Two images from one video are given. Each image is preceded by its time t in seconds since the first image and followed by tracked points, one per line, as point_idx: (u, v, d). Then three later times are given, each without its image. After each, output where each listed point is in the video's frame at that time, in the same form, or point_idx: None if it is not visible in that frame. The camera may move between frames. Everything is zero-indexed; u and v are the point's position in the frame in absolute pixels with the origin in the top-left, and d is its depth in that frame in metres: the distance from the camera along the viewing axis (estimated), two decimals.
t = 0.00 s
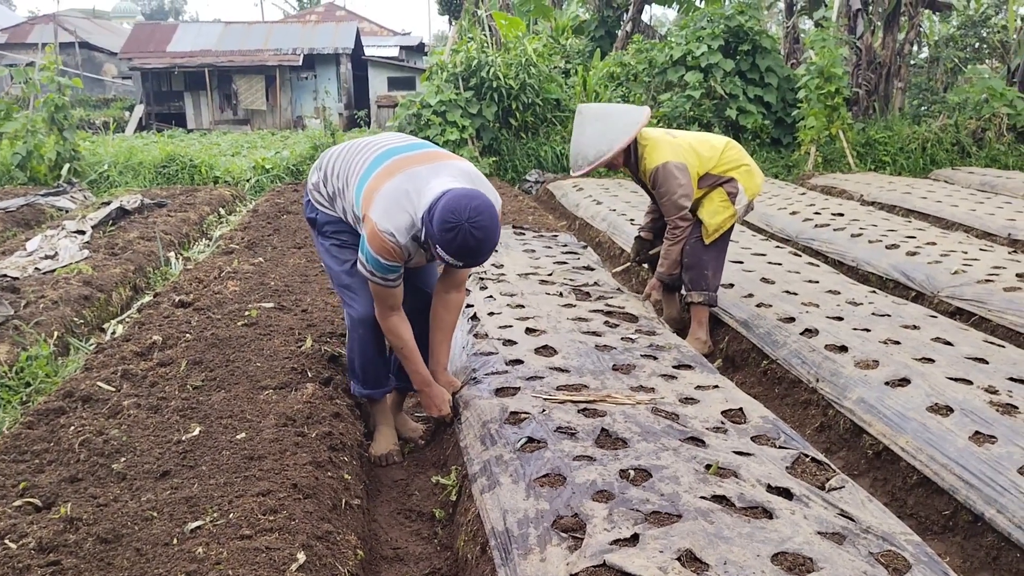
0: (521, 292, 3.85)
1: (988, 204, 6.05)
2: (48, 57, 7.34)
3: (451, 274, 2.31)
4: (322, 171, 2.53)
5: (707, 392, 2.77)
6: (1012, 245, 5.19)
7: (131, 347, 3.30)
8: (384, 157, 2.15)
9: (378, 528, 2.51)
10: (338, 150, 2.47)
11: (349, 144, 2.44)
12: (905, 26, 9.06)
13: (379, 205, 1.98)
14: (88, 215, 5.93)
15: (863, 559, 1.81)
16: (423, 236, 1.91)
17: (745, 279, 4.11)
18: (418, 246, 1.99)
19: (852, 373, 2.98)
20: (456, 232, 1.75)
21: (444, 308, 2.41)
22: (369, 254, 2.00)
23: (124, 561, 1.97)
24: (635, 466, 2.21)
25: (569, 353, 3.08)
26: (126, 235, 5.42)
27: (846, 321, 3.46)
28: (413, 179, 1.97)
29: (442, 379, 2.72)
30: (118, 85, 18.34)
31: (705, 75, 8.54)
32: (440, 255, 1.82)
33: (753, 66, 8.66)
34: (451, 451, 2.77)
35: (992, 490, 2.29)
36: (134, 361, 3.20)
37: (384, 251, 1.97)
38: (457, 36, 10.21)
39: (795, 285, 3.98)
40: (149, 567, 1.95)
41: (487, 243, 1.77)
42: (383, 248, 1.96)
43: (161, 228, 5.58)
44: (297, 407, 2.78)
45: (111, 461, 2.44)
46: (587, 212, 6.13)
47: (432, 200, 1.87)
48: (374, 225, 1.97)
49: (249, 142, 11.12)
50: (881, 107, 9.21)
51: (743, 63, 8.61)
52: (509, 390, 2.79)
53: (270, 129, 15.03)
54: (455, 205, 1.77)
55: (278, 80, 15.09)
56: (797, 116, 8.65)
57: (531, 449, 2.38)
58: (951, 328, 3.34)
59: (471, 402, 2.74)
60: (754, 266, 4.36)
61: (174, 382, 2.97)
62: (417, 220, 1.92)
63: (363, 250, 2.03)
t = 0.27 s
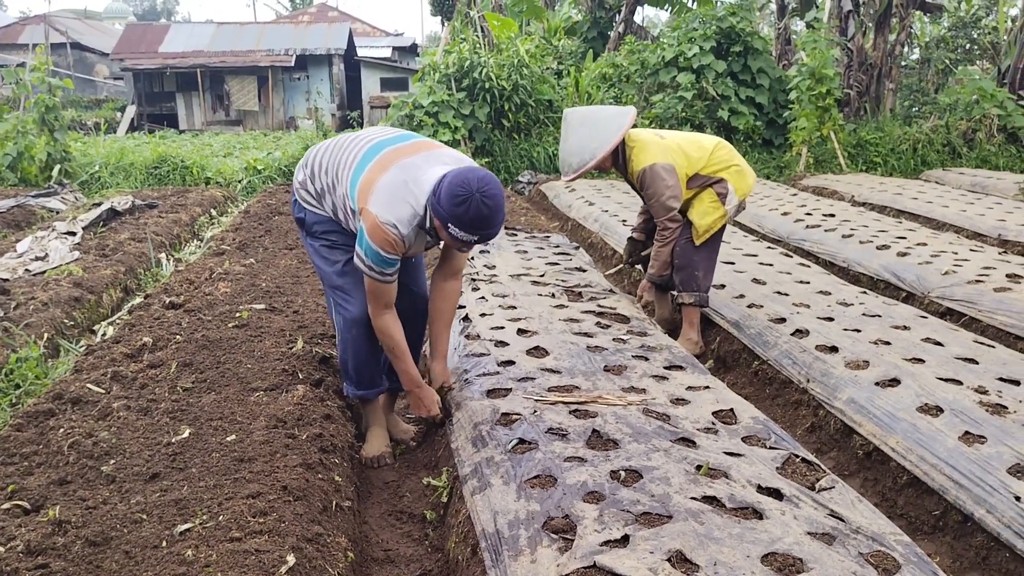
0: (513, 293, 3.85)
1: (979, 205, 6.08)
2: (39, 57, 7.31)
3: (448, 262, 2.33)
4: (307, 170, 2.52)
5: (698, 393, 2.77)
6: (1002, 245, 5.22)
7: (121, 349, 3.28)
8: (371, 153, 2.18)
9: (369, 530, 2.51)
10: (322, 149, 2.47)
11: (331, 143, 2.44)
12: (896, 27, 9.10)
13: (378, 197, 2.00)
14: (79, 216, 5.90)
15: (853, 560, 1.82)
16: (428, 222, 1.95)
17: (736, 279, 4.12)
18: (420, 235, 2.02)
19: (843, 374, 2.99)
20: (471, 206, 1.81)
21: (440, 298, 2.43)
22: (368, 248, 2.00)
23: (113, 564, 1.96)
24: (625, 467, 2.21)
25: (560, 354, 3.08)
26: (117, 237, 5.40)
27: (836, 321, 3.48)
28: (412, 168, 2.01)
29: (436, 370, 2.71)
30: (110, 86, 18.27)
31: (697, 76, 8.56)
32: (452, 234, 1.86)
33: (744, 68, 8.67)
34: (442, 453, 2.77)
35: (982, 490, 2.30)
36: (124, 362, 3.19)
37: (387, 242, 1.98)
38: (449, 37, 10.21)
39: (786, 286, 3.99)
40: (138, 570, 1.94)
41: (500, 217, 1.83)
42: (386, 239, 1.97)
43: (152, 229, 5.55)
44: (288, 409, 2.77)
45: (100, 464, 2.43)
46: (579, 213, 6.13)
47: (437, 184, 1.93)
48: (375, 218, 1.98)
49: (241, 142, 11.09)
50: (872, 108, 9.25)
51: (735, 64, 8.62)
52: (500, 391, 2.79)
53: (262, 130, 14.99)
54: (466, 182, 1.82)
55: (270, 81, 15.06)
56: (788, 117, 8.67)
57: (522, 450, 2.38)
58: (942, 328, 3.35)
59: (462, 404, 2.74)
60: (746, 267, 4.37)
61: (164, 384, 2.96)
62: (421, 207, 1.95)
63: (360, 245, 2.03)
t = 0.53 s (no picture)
0: (506, 294, 3.85)
1: (970, 206, 6.11)
2: (31, 58, 7.28)
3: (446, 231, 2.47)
4: (296, 159, 2.49)
5: (691, 393, 2.78)
6: (994, 246, 5.25)
7: (114, 351, 3.27)
8: (366, 138, 2.29)
9: (362, 531, 2.50)
10: (313, 137, 2.46)
11: (319, 132, 2.45)
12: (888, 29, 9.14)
13: (389, 172, 2.13)
14: (71, 217, 5.87)
15: (845, 560, 1.82)
16: (445, 189, 2.09)
17: (729, 280, 4.14)
18: (433, 205, 2.15)
19: (835, 374, 3.00)
20: (491, 159, 1.97)
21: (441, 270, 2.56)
22: (384, 221, 2.09)
23: (104, 566, 1.96)
24: (618, 468, 2.22)
25: (553, 355, 3.08)
26: (110, 238, 5.38)
27: (829, 322, 3.49)
28: (417, 142, 2.16)
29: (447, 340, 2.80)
30: (102, 87, 18.21)
31: (691, 77, 8.57)
32: (472, 192, 2.01)
33: (737, 69, 8.69)
34: (436, 453, 2.77)
35: (973, 490, 2.31)
36: (116, 364, 3.18)
37: (404, 212, 2.09)
38: (442, 38, 10.22)
39: (779, 287, 4.01)
40: (130, 572, 1.93)
41: (517, 170, 2.00)
42: (404, 209, 2.08)
43: (144, 230, 5.54)
44: (281, 410, 2.77)
45: (92, 465, 2.42)
46: (573, 214, 6.14)
47: (450, 151, 2.09)
48: (390, 190, 2.09)
49: (234, 143, 11.06)
50: (864, 109, 9.29)
51: (728, 66, 8.63)
52: (493, 392, 2.79)
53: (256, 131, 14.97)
54: (482, 140, 1.99)
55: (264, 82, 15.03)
56: (781, 118, 8.70)
57: (515, 451, 2.38)
58: (933, 329, 3.37)
59: (456, 405, 2.74)
60: (739, 267, 4.38)
61: (156, 386, 2.95)
62: (435, 175, 2.10)
63: (371, 220, 2.11)
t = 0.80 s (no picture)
0: (500, 296, 3.85)
1: (962, 207, 6.14)
2: (23, 60, 7.25)
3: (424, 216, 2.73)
4: (283, 171, 2.46)
5: (684, 395, 2.78)
6: (986, 247, 5.28)
7: (106, 353, 3.26)
8: (357, 142, 2.27)
9: (355, 534, 2.50)
10: (297, 146, 2.44)
11: (303, 140, 2.43)
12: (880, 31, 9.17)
13: (404, 177, 2.12)
14: (63, 219, 5.85)
15: (838, 561, 1.83)
16: (462, 179, 2.14)
17: (722, 281, 4.14)
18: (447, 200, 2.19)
19: (828, 375, 3.01)
20: (504, 143, 2.06)
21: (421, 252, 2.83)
22: (424, 228, 2.09)
23: (96, 569, 1.95)
24: (611, 470, 2.22)
25: (546, 356, 3.08)
26: (102, 240, 5.36)
27: (821, 323, 3.50)
28: (418, 141, 2.17)
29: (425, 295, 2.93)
30: (95, 88, 18.15)
31: (684, 79, 8.59)
32: (489, 179, 2.09)
33: (730, 71, 8.72)
34: (429, 456, 2.77)
35: (965, 491, 2.32)
36: (108, 367, 3.16)
37: (435, 213, 2.10)
38: (436, 39, 10.23)
39: (772, 288, 4.02)
40: None
41: (526, 152, 2.10)
42: (435, 211, 2.10)
43: (137, 232, 5.52)
44: (273, 413, 2.76)
45: (84, 469, 2.41)
46: (566, 216, 6.14)
47: (455, 144, 2.14)
48: (414, 194, 2.10)
49: (228, 145, 11.04)
50: (857, 111, 9.33)
51: (721, 67, 8.65)
52: (486, 394, 2.79)
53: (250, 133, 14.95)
54: (489, 128, 2.07)
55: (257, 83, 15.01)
56: (773, 120, 8.73)
57: (508, 453, 2.38)
58: (925, 330, 3.38)
59: (449, 407, 2.74)
60: (732, 269, 4.39)
61: (148, 389, 2.94)
62: (448, 170, 2.13)
63: (415, 230, 2.10)
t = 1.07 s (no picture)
0: (495, 299, 3.85)
1: (957, 210, 6.16)
2: (18, 63, 7.24)
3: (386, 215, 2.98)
4: (275, 171, 2.44)
5: (679, 397, 2.78)
6: (980, 250, 5.29)
7: (100, 357, 3.25)
8: (352, 139, 2.26)
9: (350, 537, 2.50)
10: (290, 146, 2.41)
11: (296, 139, 2.40)
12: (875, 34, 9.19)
13: (407, 169, 2.12)
14: (58, 223, 5.84)
15: (832, 564, 1.83)
16: (464, 167, 2.16)
17: (717, 284, 4.15)
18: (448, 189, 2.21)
19: (823, 378, 3.01)
20: (507, 131, 2.11)
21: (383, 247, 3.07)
22: (430, 220, 2.09)
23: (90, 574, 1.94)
24: (607, 473, 2.22)
25: (542, 359, 3.08)
26: (97, 243, 5.35)
27: (816, 326, 3.50)
28: (417, 131, 2.17)
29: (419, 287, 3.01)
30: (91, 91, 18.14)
31: (679, 82, 8.61)
32: (491, 166, 2.13)
33: (726, 74, 8.74)
34: (424, 459, 2.77)
35: (960, 493, 2.32)
36: (103, 370, 3.16)
37: (441, 204, 2.12)
38: (432, 42, 10.24)
39: (767, 291, 4.02)
40: None
41: (526, 139, 2.15)
42: (441, 202, 2.11)
43: (132, 235, 5.52)
44: (268, 416, 2.76)
45: (78, 472, 2.40)
46: (562, 218, 6.15)
47: (454, 134, 2.16)
48: (418, 186, 2.11)
49: (224, 148, 11.04)
50: (852, 114, 9.35)
51: (717, 70, 8.69)
52: (482, 397, 2.79)
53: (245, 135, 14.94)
54: (491, 116, 2.11)
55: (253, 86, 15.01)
56: (769, 123, 8.75)
57: (504, 456, 2.37)
58: (920, 333, 3.39)
59: (444, 410, 2.75)
60: (728, 271, 4.40)
61: (143, 392, 2.93)
62: (450, 160, 2.15)
63: (419, 221, 2.10)
